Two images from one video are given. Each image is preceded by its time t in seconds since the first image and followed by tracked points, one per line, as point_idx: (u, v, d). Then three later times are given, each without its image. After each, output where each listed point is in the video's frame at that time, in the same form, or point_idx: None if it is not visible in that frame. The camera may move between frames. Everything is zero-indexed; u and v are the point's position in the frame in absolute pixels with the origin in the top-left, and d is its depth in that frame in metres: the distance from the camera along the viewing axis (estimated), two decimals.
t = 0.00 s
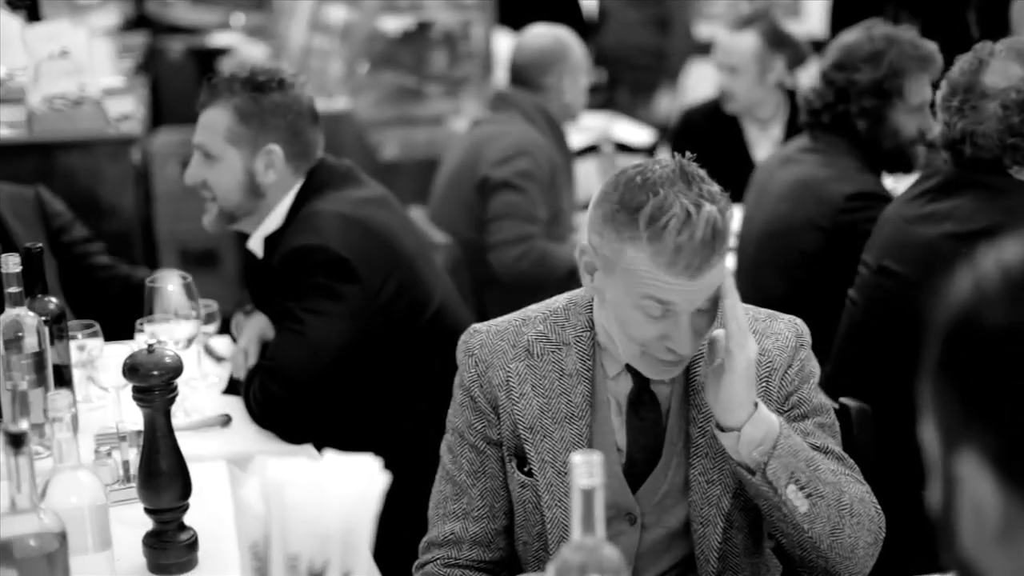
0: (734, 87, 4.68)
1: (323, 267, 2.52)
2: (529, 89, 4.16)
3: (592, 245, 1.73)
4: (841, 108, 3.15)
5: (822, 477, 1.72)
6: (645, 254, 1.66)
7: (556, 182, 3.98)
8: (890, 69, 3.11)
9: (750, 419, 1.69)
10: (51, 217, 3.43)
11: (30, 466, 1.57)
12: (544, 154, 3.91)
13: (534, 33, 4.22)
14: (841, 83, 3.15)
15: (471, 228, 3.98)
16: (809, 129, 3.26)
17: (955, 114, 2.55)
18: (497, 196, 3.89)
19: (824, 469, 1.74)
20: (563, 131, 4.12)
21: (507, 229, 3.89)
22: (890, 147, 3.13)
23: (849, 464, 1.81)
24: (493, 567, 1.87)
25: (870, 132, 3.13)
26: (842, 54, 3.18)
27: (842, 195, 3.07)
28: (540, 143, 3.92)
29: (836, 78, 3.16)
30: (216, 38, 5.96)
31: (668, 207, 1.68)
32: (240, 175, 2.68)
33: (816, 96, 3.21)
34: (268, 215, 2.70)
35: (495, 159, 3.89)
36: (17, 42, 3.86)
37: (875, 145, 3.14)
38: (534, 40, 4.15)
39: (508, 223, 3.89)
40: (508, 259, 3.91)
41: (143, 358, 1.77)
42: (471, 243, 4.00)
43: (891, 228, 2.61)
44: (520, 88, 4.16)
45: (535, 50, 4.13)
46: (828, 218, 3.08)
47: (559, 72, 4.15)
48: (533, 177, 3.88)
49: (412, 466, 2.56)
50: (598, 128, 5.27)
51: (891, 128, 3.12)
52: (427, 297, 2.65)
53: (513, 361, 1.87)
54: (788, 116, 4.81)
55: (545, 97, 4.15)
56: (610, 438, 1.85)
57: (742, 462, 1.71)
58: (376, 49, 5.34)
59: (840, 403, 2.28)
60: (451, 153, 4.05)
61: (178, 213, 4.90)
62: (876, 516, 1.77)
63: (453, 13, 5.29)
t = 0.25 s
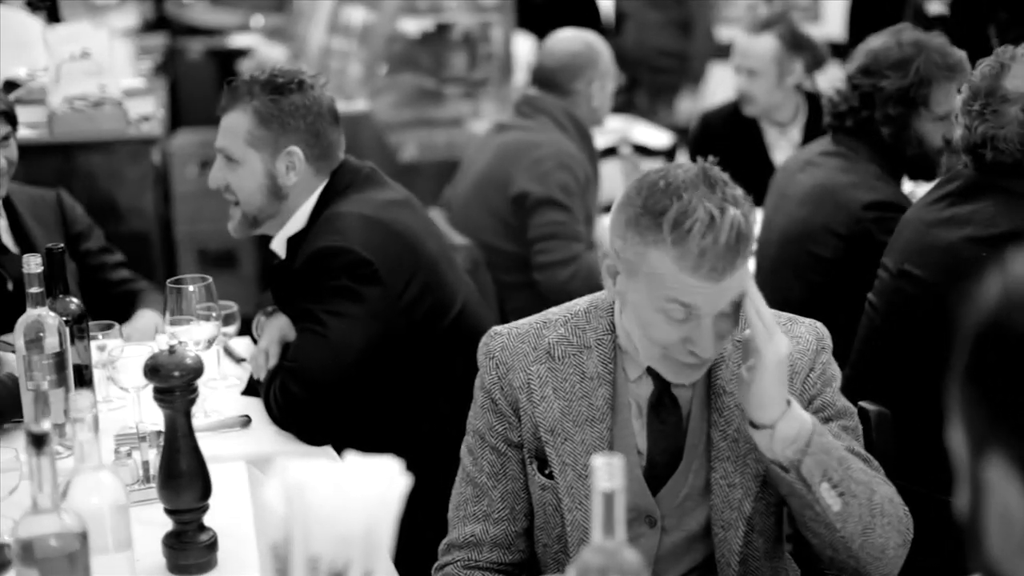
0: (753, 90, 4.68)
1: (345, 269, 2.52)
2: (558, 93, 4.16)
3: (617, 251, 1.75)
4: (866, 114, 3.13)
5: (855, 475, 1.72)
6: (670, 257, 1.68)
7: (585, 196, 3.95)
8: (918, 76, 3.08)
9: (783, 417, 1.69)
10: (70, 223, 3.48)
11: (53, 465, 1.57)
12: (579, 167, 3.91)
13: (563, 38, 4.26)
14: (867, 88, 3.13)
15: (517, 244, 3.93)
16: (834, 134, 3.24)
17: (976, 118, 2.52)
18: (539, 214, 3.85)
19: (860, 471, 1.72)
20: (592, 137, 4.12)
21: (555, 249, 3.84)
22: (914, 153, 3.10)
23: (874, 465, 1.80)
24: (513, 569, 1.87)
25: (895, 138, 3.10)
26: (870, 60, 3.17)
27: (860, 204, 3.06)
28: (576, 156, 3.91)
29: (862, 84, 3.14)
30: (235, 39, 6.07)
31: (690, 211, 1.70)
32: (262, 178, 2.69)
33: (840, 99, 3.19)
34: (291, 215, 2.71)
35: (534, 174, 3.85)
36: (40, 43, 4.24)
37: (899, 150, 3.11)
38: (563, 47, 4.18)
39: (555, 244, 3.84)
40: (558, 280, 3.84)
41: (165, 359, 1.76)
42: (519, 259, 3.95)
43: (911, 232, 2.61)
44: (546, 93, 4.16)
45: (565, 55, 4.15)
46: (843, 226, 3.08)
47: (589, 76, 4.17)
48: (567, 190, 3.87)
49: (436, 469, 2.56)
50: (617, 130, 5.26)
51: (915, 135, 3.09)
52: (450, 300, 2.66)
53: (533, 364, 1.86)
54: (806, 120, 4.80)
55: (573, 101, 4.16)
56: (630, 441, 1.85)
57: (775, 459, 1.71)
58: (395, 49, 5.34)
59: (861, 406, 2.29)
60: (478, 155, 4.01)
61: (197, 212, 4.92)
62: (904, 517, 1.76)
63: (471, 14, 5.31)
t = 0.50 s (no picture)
0: (770, 90, 4.70)
1: (357, 272, 2.52)
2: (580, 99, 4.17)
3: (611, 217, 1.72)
4: (870, 119, 3.12)
5: (891, 492, 1.62)
6: (652, 197, 1.65)
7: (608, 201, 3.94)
8: (921, 81, 3.06)
9: (816, 464, 1.57)
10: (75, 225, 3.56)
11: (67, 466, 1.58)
12: (602, 175, 3.90)
13: (586, 42, 4.27)
14: (871, 94, 3.11)
15: (536, 252, 3.92)
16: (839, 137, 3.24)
17: (988, 121, 2.54)
18: (560, 223, 3.84)
19: (892, 482, 1.62)
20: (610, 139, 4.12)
21: (575, 258, 3.84)
22: (919, 157, 3.10)
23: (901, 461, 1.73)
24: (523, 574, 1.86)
25: (899, 143, 3.10)
26: (875, 63, 3.15)
27: (861, 211, 3.07)
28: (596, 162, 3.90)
29: (866, 89, 3.13)
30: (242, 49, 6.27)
31: (673, 160, 1.68)
32: (265, 189, 2.68)
33: (845, 103, 3.19)
34: (296, 225, 2.72)
35: (555, 183, 3.84)
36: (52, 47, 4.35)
37: (903, 155, 3.11)
38: (585, 52, 4.17)
39: (575, 253, 3.83)
40: (579, 290, 3.86)
41: (177, 362, 1.76)
42: (538, 266, 3.94)
43: (920, 237, 2.62)
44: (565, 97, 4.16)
45: (587, 60, 4.14)
46: (846, 231, 3.10)
47: (610, 81, 4.17)
48: (590, 198, 3.87)
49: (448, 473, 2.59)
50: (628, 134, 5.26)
51: (919, 139, 3.08)
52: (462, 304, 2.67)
53: (543, 369, 1.85)
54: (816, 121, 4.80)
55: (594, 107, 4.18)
56: (640, 445, 1.83)
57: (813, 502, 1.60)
58: (405, 54, 5.37)
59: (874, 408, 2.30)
60: (496, 159, 3.98)
61: (208, 216, 4.93)
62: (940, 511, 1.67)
63: (482, 18, 5.25)
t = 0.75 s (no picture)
0: (789, 95, 4.68)
1: (370, 275, 2.53)
2: (597, 100, 4.16)
3: (621, 227, 1.71)
4: (875, 122, 3.13)
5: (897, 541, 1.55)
6: (667, 207, 1.64)
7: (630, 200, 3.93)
8: (921, 81, 3.10)
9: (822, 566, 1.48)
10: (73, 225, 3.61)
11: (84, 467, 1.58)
12: (620, 176, 3.89)
13: (601, 42, 4.25)
14: (874, 97, 3.13)
15: (554, 254, 3.93)
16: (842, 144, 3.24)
17: (1002, 126, 2.57)
18: (578, 225, 3.83)
19: (902, 541, 1.54)
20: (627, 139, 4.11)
21: (593, 260, 3.82)
22: (927, 156, 3.11)
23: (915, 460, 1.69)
24: None
25: (905, 143, 3.11)
26: (872, 68, 3.18)
27: (865, 213, 3.08)
28: (614, 164, 3.89)
29: (867, 94, 3.15)
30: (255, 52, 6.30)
31: (684, 167, 1.67)
32: (274, 197, 2.68)
33: (846, 110, 3.20)
34: (308, 230, 2.72)
35: (572, 185, 3.84)
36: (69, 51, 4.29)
37: (913, 155, 3.11)
38: (603, 53, 4.16)
39: (593, 255, 3.81)
40: (597, 292, 3.85)
41: (193, 363, 1.77)
42: (557, 267, 3.94)
43: (935, 240, 2.61)
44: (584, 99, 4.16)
45: (605, 63, 4.14)
46: (851, 232, 3.09)
47: (628, 82, 4.17)
48: (609, 202, 3.86)
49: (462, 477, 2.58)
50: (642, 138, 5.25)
51: (924, 137, 3.10)
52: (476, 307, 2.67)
53: (552, 379, 1.80)
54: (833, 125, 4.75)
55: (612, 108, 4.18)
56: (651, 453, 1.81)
57: None
58: (419, 57, 5.34)
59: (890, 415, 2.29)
60: (514, 160, 3.99)
61: (221, 220, 4.95)
62: (953, 510, 1.62)
63: (495, 21, 5.36)
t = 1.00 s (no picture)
0: (807, 104, 4.59)
1: (387, 275, 2.53)
2: (615, 99, 4.16)
3: (626, 249, 1.69)
4: (886, 124, 3.11)
5: None
6: (677, 233, 1.63)
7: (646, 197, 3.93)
8: (938, 84, 3.05)
9: None
10: (79, 223, 3.64)
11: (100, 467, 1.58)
12: (635, 176, 3.89)
13: (622, 43, 4.23)
14: (887, 98, 3.10)
15: (568, 253, 3.93)
16: (853, 142, 3.22)
17: (1018, 128, 2.57)
18: (591, 223, 3.83)
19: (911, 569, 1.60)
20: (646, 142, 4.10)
21: (603, 257, 3.82)
22: (936, 161, 3.09)
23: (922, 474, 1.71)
24: None
25: (915, 147, 3.09)
26: (889, 67, 3.12)
27: (879, 215, 3.08)
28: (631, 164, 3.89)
29: (882, 94, 3.11)
30: (268, 53, 6.33)
31: (693, 193, 1.67)
32: (291, 197, 2.70)
33: (858, 108, 3.17)
34: (325, 229, 2.73)
35: (587, 184, 3.84)
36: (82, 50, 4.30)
37: (922, 159, 3.10)
38: (621, 53, 4.16)
39: (604, 253, 3.81)
40: (609, 292, 3.84)
41: (209, 364, 1.77)
42: (570, 267, 3.94)
43: (950, 243, 2.60)
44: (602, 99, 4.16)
45: (623, 63, 4.14)
46: (866, 235, 3.10)
47: (647, 83, 4.17)
48: (622, 200, 3.85)
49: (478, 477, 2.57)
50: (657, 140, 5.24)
51: (935, 142, 3.08)
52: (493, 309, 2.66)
53: (559, 400, 1.77)
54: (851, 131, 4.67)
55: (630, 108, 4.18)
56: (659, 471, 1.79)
57: None
58: (432, 56, 5.35)
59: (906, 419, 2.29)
60: (532, 159, 4.00)
61: (234, 218, 4.97)
62: (960, 526, 1.66)
63: (509, 22, 5.35)
